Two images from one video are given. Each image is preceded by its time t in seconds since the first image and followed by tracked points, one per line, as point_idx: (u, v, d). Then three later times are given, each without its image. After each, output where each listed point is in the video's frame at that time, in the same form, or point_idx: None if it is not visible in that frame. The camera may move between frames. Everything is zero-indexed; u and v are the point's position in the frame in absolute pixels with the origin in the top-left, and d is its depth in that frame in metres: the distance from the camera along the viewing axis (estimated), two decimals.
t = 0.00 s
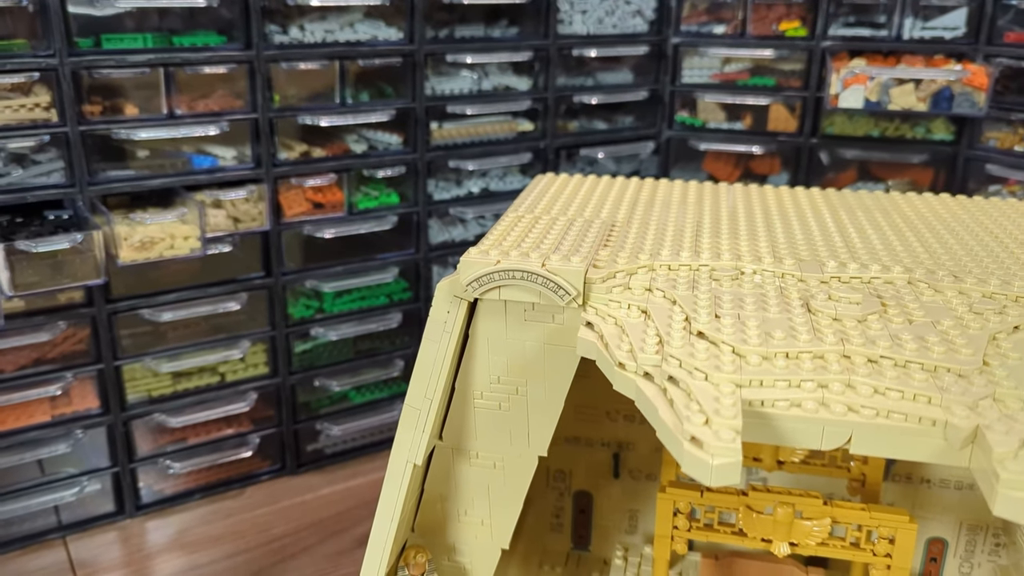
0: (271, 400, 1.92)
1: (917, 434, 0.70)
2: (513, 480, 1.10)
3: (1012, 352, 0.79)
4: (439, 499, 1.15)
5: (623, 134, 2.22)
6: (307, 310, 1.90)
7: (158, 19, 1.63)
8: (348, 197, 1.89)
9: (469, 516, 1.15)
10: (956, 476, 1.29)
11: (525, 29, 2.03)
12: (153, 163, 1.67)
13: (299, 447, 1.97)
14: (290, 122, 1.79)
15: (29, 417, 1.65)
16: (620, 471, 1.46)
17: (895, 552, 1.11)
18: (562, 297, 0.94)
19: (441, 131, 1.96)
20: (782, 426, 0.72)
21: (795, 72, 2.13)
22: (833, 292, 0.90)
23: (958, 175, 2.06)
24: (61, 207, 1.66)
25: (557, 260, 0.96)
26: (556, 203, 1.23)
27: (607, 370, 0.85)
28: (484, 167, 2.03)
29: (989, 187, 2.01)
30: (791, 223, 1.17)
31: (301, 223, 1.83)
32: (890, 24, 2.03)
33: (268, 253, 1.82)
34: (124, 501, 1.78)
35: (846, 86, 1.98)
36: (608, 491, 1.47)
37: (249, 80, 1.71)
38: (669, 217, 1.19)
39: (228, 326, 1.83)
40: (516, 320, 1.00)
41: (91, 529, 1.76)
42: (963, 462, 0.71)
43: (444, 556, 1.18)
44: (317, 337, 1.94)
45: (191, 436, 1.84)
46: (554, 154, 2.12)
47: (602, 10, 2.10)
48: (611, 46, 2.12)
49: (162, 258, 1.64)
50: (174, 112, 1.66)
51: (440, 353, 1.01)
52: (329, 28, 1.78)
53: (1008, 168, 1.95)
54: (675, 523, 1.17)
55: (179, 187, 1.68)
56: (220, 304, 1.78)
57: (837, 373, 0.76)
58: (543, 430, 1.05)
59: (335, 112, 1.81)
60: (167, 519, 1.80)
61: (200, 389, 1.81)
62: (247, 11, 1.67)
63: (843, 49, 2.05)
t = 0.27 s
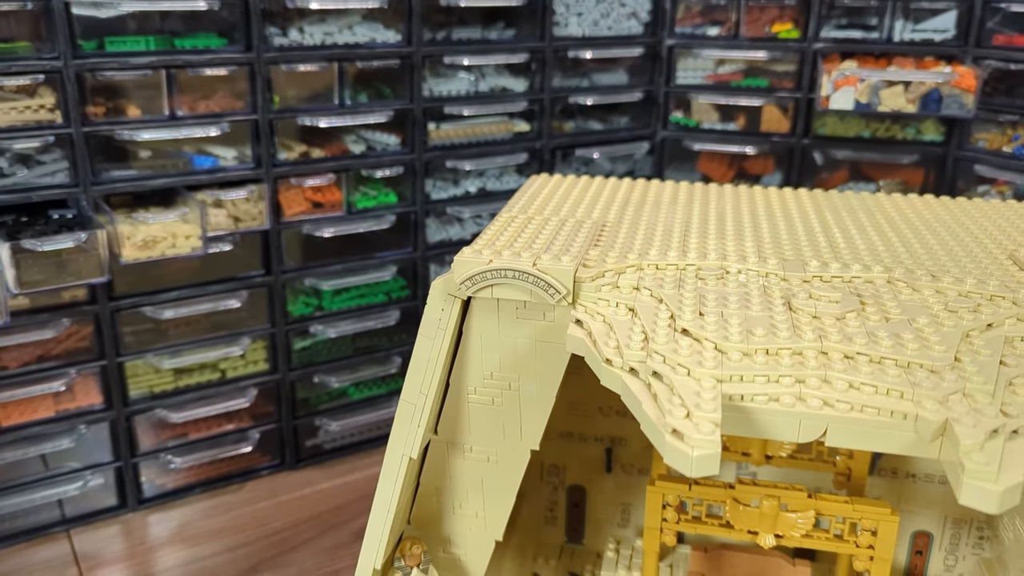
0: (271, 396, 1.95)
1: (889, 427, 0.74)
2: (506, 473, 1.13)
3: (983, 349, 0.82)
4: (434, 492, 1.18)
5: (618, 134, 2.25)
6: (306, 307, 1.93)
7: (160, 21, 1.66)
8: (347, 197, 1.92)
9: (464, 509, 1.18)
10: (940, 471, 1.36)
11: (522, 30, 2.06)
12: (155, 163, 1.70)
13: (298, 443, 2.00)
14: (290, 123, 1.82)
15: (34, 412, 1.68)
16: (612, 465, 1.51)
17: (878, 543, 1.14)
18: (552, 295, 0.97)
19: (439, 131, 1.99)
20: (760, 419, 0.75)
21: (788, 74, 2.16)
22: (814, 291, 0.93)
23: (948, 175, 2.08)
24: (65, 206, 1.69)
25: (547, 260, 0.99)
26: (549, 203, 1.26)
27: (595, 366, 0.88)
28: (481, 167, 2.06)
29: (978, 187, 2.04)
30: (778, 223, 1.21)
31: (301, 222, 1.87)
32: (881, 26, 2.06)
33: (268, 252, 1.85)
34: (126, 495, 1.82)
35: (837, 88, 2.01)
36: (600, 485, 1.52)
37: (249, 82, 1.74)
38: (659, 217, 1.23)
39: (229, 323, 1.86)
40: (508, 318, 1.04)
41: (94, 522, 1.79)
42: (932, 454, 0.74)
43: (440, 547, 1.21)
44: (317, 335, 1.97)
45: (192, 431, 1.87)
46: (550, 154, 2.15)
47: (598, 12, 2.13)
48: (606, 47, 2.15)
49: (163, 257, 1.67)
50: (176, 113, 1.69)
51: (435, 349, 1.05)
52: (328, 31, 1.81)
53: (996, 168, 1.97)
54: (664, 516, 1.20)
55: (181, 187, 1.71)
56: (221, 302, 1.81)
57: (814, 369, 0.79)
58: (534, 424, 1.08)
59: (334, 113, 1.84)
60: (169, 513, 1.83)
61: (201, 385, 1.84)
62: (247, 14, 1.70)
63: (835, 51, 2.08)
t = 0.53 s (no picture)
0: (271, 394, 1.98)
1: (867, 420, 0.76)
2: (501, 468, 1.16)
3: (959, 347, 0.85)
4: (431, 486, 1.21)
5: (614, 135, 2.28)
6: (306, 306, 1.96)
7: (162, 24, 1.69)
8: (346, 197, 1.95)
9: (459, 503, 1.21)
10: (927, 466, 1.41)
11: (519, 33, 2.08)
12: (157, 164, 1.73)
13: (298, 440, 2.03)
14: (290, 124, 1.85)
15: (38, 409, 1.71)
16: (607, 461, 1.56)
17: (864, 536, 1.17)
18: (544, 293, 1.00)
19: (437, 132, 2.02)
20: (744, 412, 0.78)
21: (782, 75, 2.19)
22: (799, 289, 0.96)
23: (939, 176, 2.11)
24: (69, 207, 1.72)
25: (540, 259, 1.02)
26: (543, 204, 1.29)
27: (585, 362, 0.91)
28: (478, 168, 2.09)
29: (970, 187, 2.07)
30: (766, 223, 1.23)
31: (301, 222, 1.89)
32: (873, 28, 2.09)
33: (268, 251, 1.88)
34: (129, 490, 1.85)
35: (830, 90, 2.05)
36: (595, 481, 1.56)
37: (250, 84, 1.77)
38: (650, 218, 1.25)
39: (230, 322, 1.89)
40: (502, 316, 1.06)
41: (97, 518, 1.82)
42: (908, 446, 0.77)
43: (436, 540, 1.24)
44: (316, 333, 2.00)
45: (193, 428, 1.90)
46: (546, 155, 2.18)
47: (594, 14, 2.15)
48: (602, 50, 2.18)
49: (166, 256, 1.69)
50: (178, 115, 1.72)
51: (431, 346, 1.07)
52: (328, 33, 1.84)
53: (987, 169, 2.01)
54: (656, 509, 1.22)
55: (183, 187, 1.74)
56: (222, 301, 1.84)
57: (796, 365, 0.81)
58: (528, 420, 1.11)
59: (333, 115, 1.87)
60: (170, 508, 1.86)
61: (202, 382, 1.87)
62: (247, 17, 1.73)
63: (828, 53, 2.11)
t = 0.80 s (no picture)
0: (274, 393, 2.01)
1: (846, 418, 0.79)
2: (497, 465, 1.19)
3: (939, 348, 0.88)
4: (429, 483, 1.24)
5: (612, 138, 2.30)
6: (308, 307, 1.98)
7: (167, 30, 1.72)
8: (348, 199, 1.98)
9: (457, 499, 1.24)
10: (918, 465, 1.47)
11: (518, 38, 2.11)
12: (162, 167, 1.76)
13: (300, 438, 2.06)
14: (292, 128, 1.88)
15: (45, 408, 1.74)
16: (603, 459, 1.59)
17: (851, 532, 1.20)
18: (538, 295, 1.03)
19: (437, 136, 2.05)
20: (728, 410, 0.81)
21: (778, 79, 2.22)
22: (785, 291, 0.99)
23: (933, 178, 2.14)
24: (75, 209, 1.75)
25: (534, 262, 1.05)
26: (539, 208, 1.32)
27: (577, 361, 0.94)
28: (478, 170, 2.12)
29: (964, 189, 2.09)
30: (757, 227, 1.26)
31: (303, 224, 1.92)
32: (868, 32, 2.11)
33: (271, 253, 1.91)
34: (134, 488, 1.88)
35: (824, 94, 2.07)
36: (592, 478, 1.60)
37: (253, 88, 1.80)
38: (643, 221, 1.28)
39: (233, 322, 1.92)
40: (497, 317, 1.09)
41: (102, 514, 1.85)
42: (887, 442, 0.80)
43: (434, 536, 1.27)
44: (318, 333, 2.03)
45: (198, 426, 1.93)
46: (545, 158, 2.21)
47: (592, 19, 2.18)
48: (600, 54, 2.21)
49: (170, 258, 1.73)
50: (182, 119, 1.75)
51: (429, 346, 1.10)
52: (329, 39, 1.87)
53: (980, 171, 2.03)
54: (649, 506, 1.25)
55: (187, 189, 1.77)
56: (225, 301, 1.87)
57: (779, 364, 0.84)
58: (523, 418, 1.14)
59: (335, 119, 1.90)
60: (175, 505, 1.90)
61: (206, 381, 1.90)
62: (250, 23, 1.76)
63: (824, 57, 2.14)
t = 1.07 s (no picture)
0: (278, 391, 2.05)
1: (824, 413, 0.82)
2: (494, 459, 1.23)
3: (916, 347, 0.91)
4: (428, 478, 1.28)
5: (611, 140, 2.34)
6: (312, 306, 2.02)
7: (174, 36, 1.76)
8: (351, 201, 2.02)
9: (455, 493, 1.27)
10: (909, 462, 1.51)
11: (519, 42, 2.15)
12: (169, 170, 1.81)
13: (305, 435, 2.10)
14: (297, 131, 1.92)
15: (55, 405, 1.78)
16: (600, 455, 1.63)
17: (839, 526, 1.23)
18: (532, 295, 1.07)
19: (439, 139, 2.08)
20: (711, 405, 0.84)
21: (775, 82, 2.25)
22: (770, 291, 1.02)
23: (928, 180, 2.17)
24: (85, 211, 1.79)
25: (528, 263, 1.08)
26: (536, 210, 1.35)
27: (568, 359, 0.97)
28: (479, 173, 2.15)
29: (958, 191, 2.12)
30: (747, 228, 1.30)
31: (308, 225, 1.96)
32: (864, 37, 2.14)
33: (276, 253, 1.95)
34: (142, 484, 1.92)
35: (820, 97, 2.11)
36: (590, 474, 1.64)
37: (258, 92, 1.84)
38: (637, 223, 1.32)
39: (239, 322, 1.96)
40: (493, 317, 1.13)
41: (111, 510, 1.89)
42: (864, 436, 0.83)
43: (434, 529, 1.31)
44: (322, 332, 2.07)
45: (204, 424, 1.97)
46: (545, 160, 2.25)
47: (591, 24, 2.22)
48: (599, 58, 2.24)
49: (178, 259, 1.77)
50: (189, 123, 1.79)
51: (427, 345, 1.14)
52: (333, 44, 1.91)
53: (973, 173, 2.06)
54: (642, 500, 1.28)
55: (194, 192, 1.81)
56: (231, 301, 1.91)
57: (762, 361, 0.88)
58: (519, 413, 1.18)
59: (338, 122, 1.94)
60: (182, 501, 1.94)
61: (212, 379, 1.95)
62: (255, 29, 1.80)
63: (820, 61, 2.17)
